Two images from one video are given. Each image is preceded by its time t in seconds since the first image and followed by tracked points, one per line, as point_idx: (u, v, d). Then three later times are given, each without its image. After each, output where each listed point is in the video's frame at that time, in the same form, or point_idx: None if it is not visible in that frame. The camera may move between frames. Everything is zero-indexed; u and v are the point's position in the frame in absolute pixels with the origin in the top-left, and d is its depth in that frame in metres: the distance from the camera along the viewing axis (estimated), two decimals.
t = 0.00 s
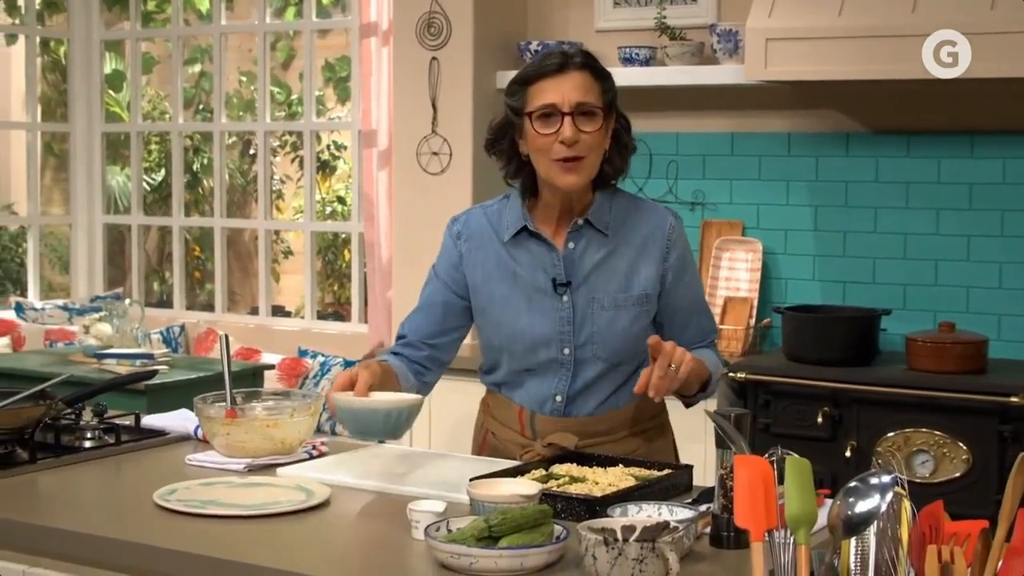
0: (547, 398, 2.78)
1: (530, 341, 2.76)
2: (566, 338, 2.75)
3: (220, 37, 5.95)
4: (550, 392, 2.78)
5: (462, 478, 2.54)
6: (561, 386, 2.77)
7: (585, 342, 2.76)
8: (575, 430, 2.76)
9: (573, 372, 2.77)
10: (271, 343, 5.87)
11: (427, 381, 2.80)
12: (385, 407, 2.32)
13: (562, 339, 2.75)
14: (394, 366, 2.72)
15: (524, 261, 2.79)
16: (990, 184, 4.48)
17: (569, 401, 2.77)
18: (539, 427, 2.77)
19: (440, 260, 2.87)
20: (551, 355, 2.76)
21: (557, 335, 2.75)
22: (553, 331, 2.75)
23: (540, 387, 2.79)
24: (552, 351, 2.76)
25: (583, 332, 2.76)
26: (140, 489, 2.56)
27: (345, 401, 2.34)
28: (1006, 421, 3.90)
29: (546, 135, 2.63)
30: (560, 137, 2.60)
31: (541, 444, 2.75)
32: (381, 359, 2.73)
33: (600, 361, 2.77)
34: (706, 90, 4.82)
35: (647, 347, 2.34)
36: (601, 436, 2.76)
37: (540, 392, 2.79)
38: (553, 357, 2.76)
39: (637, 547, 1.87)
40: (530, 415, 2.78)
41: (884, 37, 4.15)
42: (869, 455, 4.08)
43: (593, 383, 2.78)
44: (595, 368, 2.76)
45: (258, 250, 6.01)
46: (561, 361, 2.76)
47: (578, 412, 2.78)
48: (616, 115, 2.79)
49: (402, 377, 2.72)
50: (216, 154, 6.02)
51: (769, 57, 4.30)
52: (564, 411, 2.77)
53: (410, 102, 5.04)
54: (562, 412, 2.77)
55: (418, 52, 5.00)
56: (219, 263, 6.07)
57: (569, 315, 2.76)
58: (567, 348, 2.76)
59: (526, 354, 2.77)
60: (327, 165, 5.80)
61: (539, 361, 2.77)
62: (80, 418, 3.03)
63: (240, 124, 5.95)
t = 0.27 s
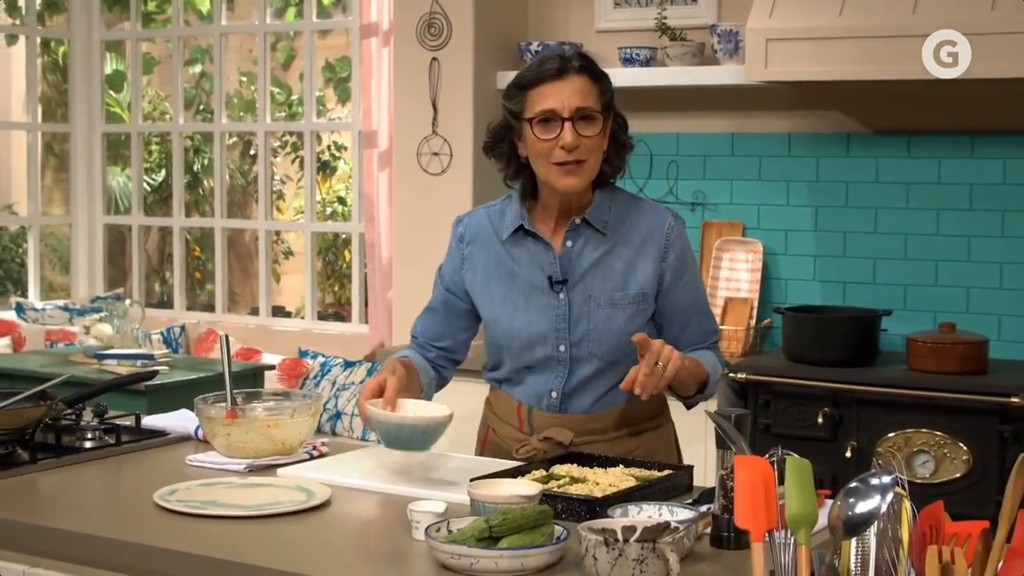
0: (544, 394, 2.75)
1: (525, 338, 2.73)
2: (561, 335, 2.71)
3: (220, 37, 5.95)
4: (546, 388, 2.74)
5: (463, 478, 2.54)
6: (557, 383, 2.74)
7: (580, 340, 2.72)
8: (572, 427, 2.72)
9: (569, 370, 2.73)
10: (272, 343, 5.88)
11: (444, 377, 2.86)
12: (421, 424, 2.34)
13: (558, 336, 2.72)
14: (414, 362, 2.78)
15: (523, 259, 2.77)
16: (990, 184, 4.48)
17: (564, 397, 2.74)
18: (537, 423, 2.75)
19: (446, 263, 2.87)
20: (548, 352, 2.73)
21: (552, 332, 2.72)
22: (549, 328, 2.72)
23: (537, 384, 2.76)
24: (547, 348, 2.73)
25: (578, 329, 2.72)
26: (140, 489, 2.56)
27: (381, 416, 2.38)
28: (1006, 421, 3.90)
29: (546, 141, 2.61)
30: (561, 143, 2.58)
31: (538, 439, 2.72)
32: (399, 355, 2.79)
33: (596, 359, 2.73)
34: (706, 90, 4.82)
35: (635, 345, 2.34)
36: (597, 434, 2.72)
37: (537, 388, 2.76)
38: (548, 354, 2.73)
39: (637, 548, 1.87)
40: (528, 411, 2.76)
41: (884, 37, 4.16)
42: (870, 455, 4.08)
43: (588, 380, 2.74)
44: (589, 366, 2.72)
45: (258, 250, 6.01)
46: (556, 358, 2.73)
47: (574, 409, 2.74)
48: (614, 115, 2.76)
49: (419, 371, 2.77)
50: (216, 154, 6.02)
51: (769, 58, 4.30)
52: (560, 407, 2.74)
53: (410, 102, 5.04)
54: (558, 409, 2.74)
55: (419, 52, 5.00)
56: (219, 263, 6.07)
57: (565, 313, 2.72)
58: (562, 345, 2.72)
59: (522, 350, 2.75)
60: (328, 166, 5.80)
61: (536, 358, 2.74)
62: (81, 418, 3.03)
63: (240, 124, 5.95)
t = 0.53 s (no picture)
0: (544, 392, 2.74)
1: (525, 336, 2.72)
2: (560, 333, 2.70)
3: (220, 38, 5.95)
4: (546, 386, 2.73)
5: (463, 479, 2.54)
6: (556, 380, 2.72)
7: (579, 338, 2.70)
8: (572, 425, 2.70)
9: (568, 368, 2.72)
10: (272, 344, 5.88)
11: (468, 377, 2.86)
12: (438, 445, 2.51)
13: (557, 334, 2.70)
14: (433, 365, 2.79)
15: (523, 259, 2.75)
16: (990, 184, 4.48)
17: (564, 395, 2.72)
18: (538, 420, 2.73)
19: (453, 266, 2.87)
20: (547, 350, 2.72)
21: (551, 330, 2.71)
22: (548, 326, 2.71)
23: (537, 382, 2.74)
24: (547, 346, 2.71)
25: (577, 327, 2.70)
26: (140, 489, 2.56)
27: (394, 441, 2.52)
28: (1006, 421, 3.90)
29: (541, 157, 2.57)
30: (554, 161, 2.55)
31: (540, 436, 2.70)
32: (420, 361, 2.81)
33: (595, 357, 2.71)
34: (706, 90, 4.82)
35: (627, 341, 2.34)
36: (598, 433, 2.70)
37: (537, 386, 2.74)
38: (547, 352, 2.71)
39: (637, 548, 1.87)
40: (529, 408, 2.75)
41: (885, 37, 4.16)
42: (870, 455, 4.08)
43: (588, 379, 2.71)
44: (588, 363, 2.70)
45: (258, 251, 6.01)
46: (556, 356, 2.71)
47: (574, 406, 2.72)
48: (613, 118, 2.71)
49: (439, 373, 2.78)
50: (216, 154, 6.02)
51: (770, 58, 4.30)
52: (560, 405, 2.72)
53: (410, 102, 5.04)
54: (558, 407, 2.73)
55: (419, 53, 5.00)
56: (220, 264, 6.07)
57: (564, 311, 2.70)
58: (561, 343, 2.70)
59: (522, 348, 2.73)
60: (328, 166, 5.80)
61: (535, 356, 2.73)
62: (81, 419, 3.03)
63: (240, 125, 5.95)
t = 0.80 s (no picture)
0: (541, 389, 2.73)
1: (524, 333, 2.72)
2: (556, 330, 2.69)
3: (219, 38, 5.95)
4: (543, 383, 2.72)
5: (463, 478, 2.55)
6: (553, 378, 2.72)
7: (576, 335, 2.69)
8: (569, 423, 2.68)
9: (565, 366, 2.71)
10: (272, 344, 5.88)
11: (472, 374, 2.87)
12: (444, 448, 2.52)
13: (554, 332, 2.69)
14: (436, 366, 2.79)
15: (524, 256, 2.75)
16: (990, 184, 4.48)
17: (561, 393, 2.71)
18: (536, 418, 2.73)
19: (460, 262, 2.87)
20: (544, 347, 2.71)
21: (548, 327, 2.70)
22: (546, 324, 2.70)
23: (535, 379, 2.74)
24: (544, 343, 2.71)
25: (574, 325, 2.69)
26: (140, 489, 2.56)
27: (399, 445, 2.53)
28: (1006, 421, 3.90)
29: (538, 158, 2.57)
30: (550, 162, 2.54)
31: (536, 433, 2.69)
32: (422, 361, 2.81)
33: (592, 355, 2.69)
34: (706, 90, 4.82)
35: (609, 346, 2.35)
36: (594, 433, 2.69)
37: (535, 383, 2.74)
38: (545, 349, 2.70)
39: (637, 548, 1.87)
40: (527, 406, 2.75)
41: (884, 38, 4.16)
42: (869, 455, 4.08)
43: (585, 378, 2.70)
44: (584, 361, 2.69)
45: (258, 251, 6.01)
46: (553, 353, 2.70)
47: (571, 405, 2.71)
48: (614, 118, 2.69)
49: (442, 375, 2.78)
50: (215, 154, 6.02)
51: (769, 58, 4.30)
52: (557, 403, 2.72)
53: (410, 102, 5.04)
54: (554, 405, 2.72)
55: (418, 52, 5.00)
56: (219, 264, 6.07)
57: (562, 309, 2.69)
58: (558, 340, 2.70)
59: (520, 345, 2.73)
60: (327, 166, 5.80)
61: (533, 353, 2.72)
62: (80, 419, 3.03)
63: (239, 125, 5.94)
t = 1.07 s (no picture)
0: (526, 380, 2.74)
1: (509, 323, 2.74)
2: (543, 319, 2.70)
3: (219, 38, 5.95)
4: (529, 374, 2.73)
5: (463, 478, 2.55)
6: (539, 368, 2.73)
7: (562, 325, 2.71)
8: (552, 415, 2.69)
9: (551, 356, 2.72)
10: (272, 344, 5.87)
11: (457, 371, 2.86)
12: (444, 449, 2.52)
13: (540, 321, 2.71)
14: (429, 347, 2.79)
15: (512, 246, 2.77)
16: (991, 184, 4.48)
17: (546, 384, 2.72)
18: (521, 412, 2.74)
19: (446, 255, 2.88)
20: (530, 337, 2.72)
21: (535, 317, 2.72)
22: (532, 313, 2.72)
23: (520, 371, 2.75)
24: (530, 332, 2.72)
25: (560, 314, 2.71)
26: (140, 489, 2.56)
27: (400, 445, 2.53)
28: (1006, 421, 3.90)
29: (532, 143, 2.61)
30: (545, 147, 2.58)
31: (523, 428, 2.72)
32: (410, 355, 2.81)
33: (577, 345, 2.70)
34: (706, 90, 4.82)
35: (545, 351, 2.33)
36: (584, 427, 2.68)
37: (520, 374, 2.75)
38: (530, 339, 2.72)
39: (637, 548, 1.87)
40: (513, 400, 2.76)
41: (884, 38, 4.16)
42: (870, 455, 4.08)
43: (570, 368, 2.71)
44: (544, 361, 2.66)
45: (258, 251, 6.01)
46: (539, 343, 2.72)
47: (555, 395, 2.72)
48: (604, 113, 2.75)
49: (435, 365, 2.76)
50: (216, 155, 6.02)
51: (770, 58, 4.30)
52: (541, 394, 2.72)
53: (411, 101, 5.04)
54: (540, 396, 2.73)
55: (419, 52, 5.00)
56: (219, 264, 6.07)
57: (548, 298, 2.71)
58: (544, 330, 2.71)
59: (506, 335, 2.74)
60: (328, 166, 5.80)
61: (519, 342, 2.74)
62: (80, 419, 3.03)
63: (240, 125, 5.95)
